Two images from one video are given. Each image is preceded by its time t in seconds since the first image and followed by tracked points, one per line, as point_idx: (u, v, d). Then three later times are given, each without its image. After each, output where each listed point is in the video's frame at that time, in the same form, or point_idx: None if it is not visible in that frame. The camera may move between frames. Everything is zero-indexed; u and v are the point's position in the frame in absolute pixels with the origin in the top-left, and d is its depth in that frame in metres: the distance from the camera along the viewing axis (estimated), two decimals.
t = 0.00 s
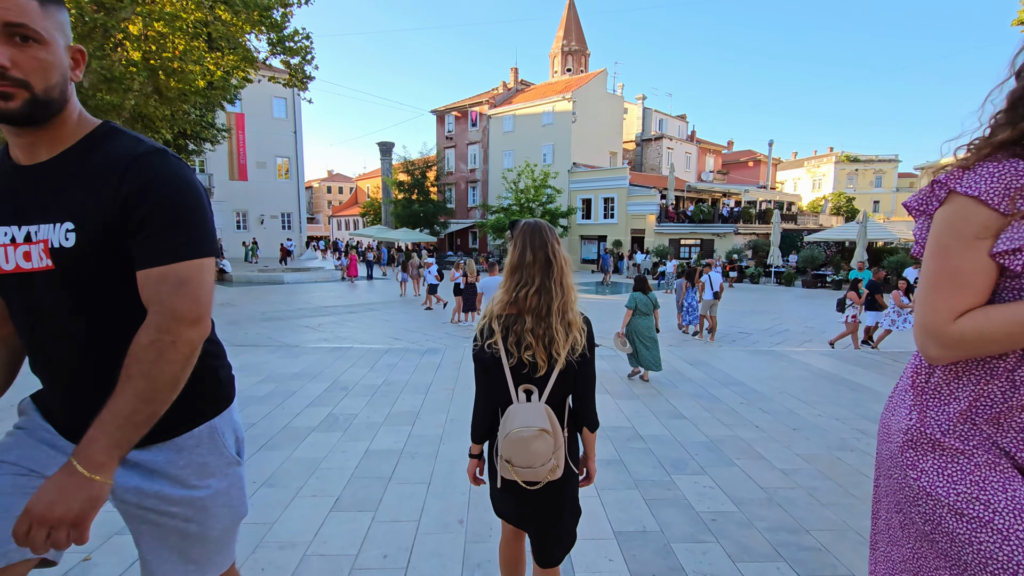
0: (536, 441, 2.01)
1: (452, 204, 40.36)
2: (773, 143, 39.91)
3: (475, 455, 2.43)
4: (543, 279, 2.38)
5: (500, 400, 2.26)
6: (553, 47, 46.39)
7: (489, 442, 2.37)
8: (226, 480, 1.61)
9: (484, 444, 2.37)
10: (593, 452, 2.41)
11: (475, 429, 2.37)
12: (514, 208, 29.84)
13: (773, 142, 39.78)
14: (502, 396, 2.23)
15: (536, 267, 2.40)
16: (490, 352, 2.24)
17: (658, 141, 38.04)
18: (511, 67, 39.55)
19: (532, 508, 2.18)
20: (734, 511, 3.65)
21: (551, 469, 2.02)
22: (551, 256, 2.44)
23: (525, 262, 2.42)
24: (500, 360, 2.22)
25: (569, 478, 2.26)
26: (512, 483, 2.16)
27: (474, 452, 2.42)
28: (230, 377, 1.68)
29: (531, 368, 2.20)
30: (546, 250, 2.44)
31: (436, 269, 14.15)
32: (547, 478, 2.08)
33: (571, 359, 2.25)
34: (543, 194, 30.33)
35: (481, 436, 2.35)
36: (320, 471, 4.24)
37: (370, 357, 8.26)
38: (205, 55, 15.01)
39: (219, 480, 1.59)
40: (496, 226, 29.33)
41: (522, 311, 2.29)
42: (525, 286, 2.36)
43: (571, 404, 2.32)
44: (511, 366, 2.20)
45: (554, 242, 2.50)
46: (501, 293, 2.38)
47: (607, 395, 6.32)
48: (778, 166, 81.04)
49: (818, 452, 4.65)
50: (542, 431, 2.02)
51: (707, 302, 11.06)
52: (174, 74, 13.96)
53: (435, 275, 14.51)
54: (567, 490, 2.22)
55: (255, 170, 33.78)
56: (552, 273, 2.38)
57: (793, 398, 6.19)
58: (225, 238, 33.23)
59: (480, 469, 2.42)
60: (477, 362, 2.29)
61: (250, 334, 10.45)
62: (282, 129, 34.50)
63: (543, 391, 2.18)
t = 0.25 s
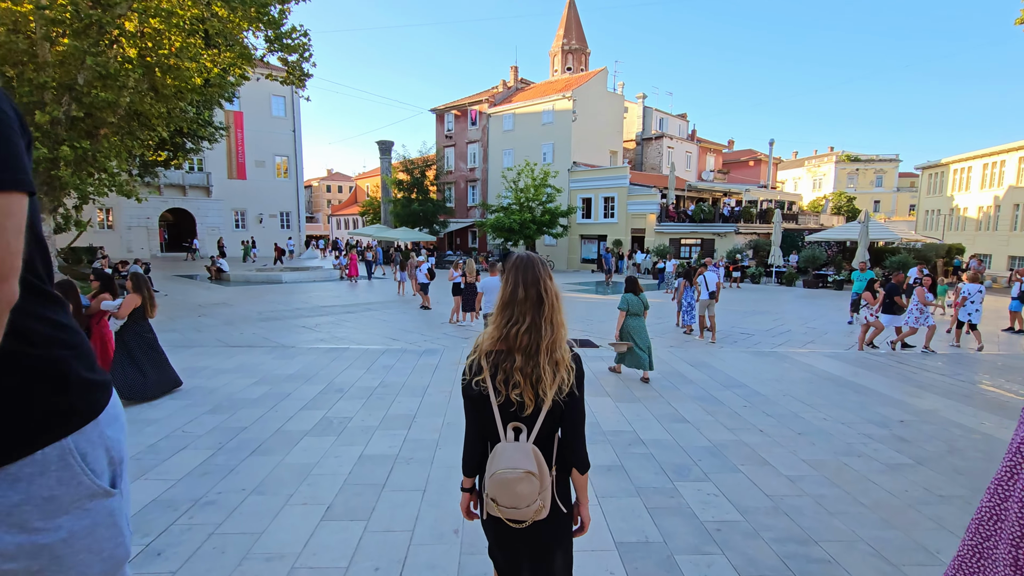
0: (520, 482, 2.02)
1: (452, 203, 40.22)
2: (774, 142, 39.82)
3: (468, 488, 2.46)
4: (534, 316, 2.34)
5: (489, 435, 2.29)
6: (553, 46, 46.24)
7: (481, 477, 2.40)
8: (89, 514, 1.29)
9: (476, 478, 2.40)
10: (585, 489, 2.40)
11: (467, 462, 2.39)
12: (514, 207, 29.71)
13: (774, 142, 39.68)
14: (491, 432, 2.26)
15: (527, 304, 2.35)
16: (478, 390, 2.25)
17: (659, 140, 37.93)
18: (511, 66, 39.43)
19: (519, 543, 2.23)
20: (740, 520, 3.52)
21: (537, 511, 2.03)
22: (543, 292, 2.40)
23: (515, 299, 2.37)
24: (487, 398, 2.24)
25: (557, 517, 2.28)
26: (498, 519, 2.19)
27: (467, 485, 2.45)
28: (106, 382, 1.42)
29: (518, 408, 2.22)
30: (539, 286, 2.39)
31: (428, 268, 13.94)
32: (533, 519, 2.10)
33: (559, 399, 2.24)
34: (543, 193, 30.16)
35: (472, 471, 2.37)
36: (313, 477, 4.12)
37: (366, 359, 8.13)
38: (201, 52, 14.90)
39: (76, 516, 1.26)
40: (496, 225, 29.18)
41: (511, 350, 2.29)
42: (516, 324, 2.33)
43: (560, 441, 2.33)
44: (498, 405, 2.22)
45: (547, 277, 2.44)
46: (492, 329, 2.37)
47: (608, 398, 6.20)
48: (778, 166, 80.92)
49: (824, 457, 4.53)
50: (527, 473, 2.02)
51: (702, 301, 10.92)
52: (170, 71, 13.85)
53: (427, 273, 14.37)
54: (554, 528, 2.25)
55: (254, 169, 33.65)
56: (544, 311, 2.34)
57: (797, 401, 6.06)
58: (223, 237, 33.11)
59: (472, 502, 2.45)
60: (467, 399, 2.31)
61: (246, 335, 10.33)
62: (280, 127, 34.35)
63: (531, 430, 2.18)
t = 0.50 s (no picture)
0: (509, 487, 1.85)
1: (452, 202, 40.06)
2: (775, 141, 39.63)
3: (453, 488, 2.33)
4: (530, 316, 2.20)
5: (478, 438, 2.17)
6: (553, 44, 46.02)
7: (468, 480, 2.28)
8: None
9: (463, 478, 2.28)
10: (575, 497, 2.31)
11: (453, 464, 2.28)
12: (514, 205, 29.55)
13: (775, 140, 39.50)
14: (480, 434, 2.14)
15: (523, 305, 2.19)
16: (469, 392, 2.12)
17: (659, 138, 37.77)
18: (511, 64, 39.22)
19: (505, 552, 2.11)
20: (747, 529, 3.39)
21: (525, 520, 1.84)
22: (538, 291, 2.25)
23: (510, 298, 2.22)
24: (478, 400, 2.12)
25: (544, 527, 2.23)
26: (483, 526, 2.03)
27: (452, 485, 2.33)
28: None
29: (511, 411, 2.10)
30: (534, 286, 2.23)
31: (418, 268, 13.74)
32: (519, 529, 1.97)
33: (554, 402, 2.14)
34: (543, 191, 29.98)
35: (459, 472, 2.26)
36: (303, 482, 3.97)
37: (363, 359, 7.98)
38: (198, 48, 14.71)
39: None
40: (495, 224, 29.03)
41: (505, 351, 2.15)
42: (510, 324, 2.18)
43: (550, 451, 2.23)
44: (490, 409, 2.10)
45: (542, 274, 2.29)
46: (485, 329, 2.22)
47: (609, 399, 6.06)
48: (779, 165, 80.77)
49: (832, 462, 4.39)
50: (517, 477, 1.85)
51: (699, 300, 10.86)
52: (166, 67, 13.68)
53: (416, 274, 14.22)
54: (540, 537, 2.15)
55: (252, 167, 33.46)
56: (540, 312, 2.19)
57: (802, 403, 5.92)
58: (221, 235, 32.94)
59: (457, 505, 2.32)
60: (457, 399, 2.18)
61: (241, 334, 10.18)
62: (279, 125, 34.15)
63: (523, 434, 2.06)
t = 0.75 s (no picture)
0: (517, 502, 1.72)
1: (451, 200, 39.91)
2: (775, 139, 39.50)
3: (446, 503, 2.20)
4: (530, 318, 2.09)
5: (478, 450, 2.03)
6: (553, 42, 45.84)
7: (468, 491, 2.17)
8: None
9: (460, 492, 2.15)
10: (583, 511, 2.19)
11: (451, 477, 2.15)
12: (513, 204, 29.42)
13: (775, 138, 39.37)
14: (481, 446, 2.01)
15: (522, 307, 2.08)
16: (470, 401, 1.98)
17: (659, 137, 37.64)
18: (510, 62, 39.05)
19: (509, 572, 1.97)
20: (757, 539, 3.25)
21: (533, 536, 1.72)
22: (537, 293, 2.15)
23: (508, 300, 2.11)
24: (480, 410, 1.99)
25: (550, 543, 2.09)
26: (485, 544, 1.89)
27: (446, 501, 2.20)
28: None
29: (514, 420, 1.98)
30: (532, 287, 2.14)
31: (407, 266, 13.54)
32: (528, 544, 1.83)
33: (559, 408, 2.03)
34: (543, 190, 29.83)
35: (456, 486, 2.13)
36: (295, 490, 3.84)
37: (359, 359, 7.85)
38: (194, 45, 14.56)
39: None
40: (495, 223, 28.90)
41: (506, 356, 2.03)
42: (510, 327, 2.06)
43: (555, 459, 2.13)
44: (492, 419, 1.96)
45: (539, 276, 2.20)
46: (483, 334, 2.10)
47: (610, 401, 5.93)
48: (778, 163, 80.71)
49: (841, 467, 4.27)
50: (526, 492, 1.73)
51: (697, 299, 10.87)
52: (161, 64, 13.52)
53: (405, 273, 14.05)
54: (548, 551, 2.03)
55: (250, 166, 33.29)
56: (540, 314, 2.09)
57: (809, 405, 5.79)
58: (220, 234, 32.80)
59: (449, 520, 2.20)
60: (455, 411, 2.04)
61: (236, 334, 10.04)
62: (277, 123, 33.97)
63: (527, 445, 1.93)
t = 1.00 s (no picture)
0: (527, 540, 1.73)
1: (450, 199, 39.71)
2: (776, 137, 39.34)
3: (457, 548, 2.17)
4: (539, 352, 2.09)
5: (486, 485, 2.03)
6: (552, 40, 45.63)
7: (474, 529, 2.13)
8: None
9: (467, 533, 2.12)
10: (590, 544, 2.19)
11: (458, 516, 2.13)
12: (513, 202, 29.24)
13: (776, 137, 39.20)
14: (489, 481, 2.01)
15: (529, 339, 2.09)
16: (480, 438, 1.98)
17: (659, 135, 37.44)
18: (510, 59, 38.90)
19: None
20: (769, 553, 3.10)
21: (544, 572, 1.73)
22: (547, 325, 2.14)
23: (517, 332, 2.11)
24: (489, 446, 1.98)
25: None
26: None
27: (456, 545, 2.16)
28: None
29: (524, 455, 1.97)
30: (542, 320, 2.13)
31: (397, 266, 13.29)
32: None
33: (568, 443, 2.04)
34: (543, 188, 29.62)
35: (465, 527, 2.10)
36: (286, 500, 3.68)
37: (356, 361, 7.69)
38: (190, 41, 14.37)
39: None
40: (495, 221, 28.72)
41: (516, 390, 2.02)
42: (519, 361, 2.06)
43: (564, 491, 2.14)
44: (501, 454, 1.96)
45: (549, 307, 2.19)
46: (491, 367, 2.09)
47: (613, 405, 5.77)
48: (778, 162, 80.55)
49: (853, 474, 4.12)
50: (535, 530, 1.74)
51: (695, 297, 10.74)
52: (156, 60, 13.34)
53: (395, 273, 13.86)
54: None
55: (249, 165, 33.12)
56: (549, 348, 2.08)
57: (816, 409, 5.64)
58: (218, 233, 32.62)
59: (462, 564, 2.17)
60: (462, 443, 2.05)
61: (232, 335, 9.88)
62: (276, 121, 33.76)
63: (536, 479, 1.94)
